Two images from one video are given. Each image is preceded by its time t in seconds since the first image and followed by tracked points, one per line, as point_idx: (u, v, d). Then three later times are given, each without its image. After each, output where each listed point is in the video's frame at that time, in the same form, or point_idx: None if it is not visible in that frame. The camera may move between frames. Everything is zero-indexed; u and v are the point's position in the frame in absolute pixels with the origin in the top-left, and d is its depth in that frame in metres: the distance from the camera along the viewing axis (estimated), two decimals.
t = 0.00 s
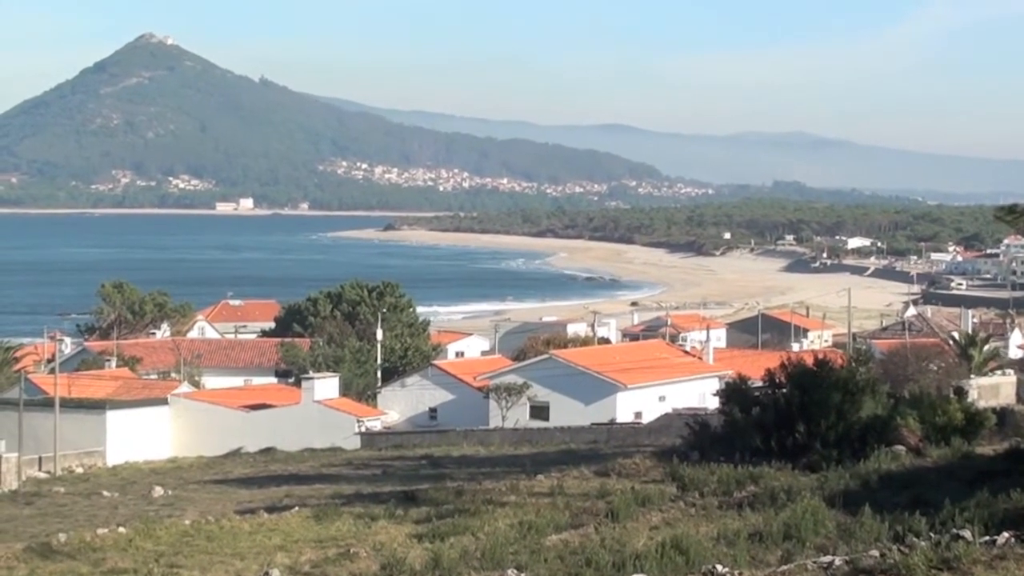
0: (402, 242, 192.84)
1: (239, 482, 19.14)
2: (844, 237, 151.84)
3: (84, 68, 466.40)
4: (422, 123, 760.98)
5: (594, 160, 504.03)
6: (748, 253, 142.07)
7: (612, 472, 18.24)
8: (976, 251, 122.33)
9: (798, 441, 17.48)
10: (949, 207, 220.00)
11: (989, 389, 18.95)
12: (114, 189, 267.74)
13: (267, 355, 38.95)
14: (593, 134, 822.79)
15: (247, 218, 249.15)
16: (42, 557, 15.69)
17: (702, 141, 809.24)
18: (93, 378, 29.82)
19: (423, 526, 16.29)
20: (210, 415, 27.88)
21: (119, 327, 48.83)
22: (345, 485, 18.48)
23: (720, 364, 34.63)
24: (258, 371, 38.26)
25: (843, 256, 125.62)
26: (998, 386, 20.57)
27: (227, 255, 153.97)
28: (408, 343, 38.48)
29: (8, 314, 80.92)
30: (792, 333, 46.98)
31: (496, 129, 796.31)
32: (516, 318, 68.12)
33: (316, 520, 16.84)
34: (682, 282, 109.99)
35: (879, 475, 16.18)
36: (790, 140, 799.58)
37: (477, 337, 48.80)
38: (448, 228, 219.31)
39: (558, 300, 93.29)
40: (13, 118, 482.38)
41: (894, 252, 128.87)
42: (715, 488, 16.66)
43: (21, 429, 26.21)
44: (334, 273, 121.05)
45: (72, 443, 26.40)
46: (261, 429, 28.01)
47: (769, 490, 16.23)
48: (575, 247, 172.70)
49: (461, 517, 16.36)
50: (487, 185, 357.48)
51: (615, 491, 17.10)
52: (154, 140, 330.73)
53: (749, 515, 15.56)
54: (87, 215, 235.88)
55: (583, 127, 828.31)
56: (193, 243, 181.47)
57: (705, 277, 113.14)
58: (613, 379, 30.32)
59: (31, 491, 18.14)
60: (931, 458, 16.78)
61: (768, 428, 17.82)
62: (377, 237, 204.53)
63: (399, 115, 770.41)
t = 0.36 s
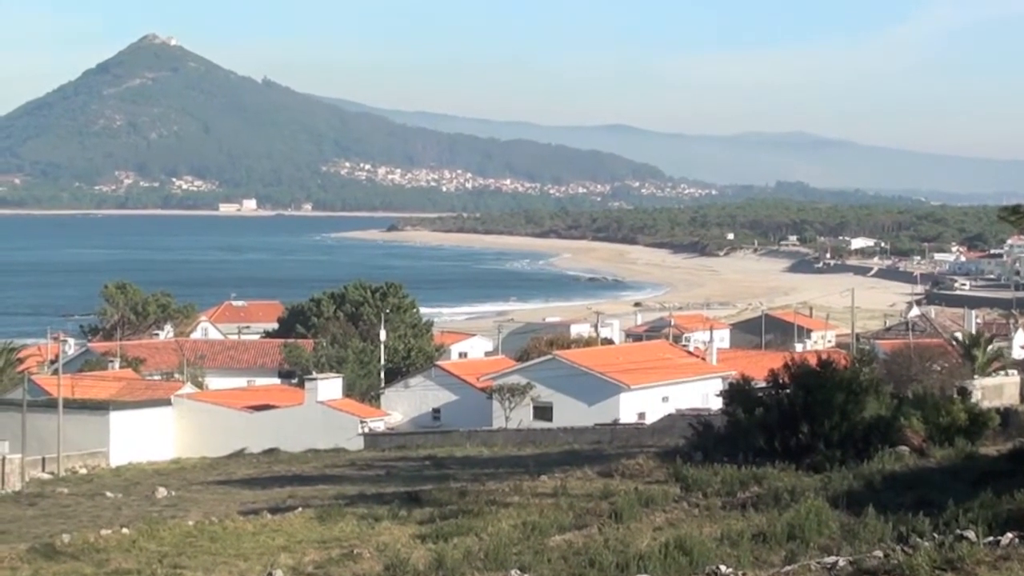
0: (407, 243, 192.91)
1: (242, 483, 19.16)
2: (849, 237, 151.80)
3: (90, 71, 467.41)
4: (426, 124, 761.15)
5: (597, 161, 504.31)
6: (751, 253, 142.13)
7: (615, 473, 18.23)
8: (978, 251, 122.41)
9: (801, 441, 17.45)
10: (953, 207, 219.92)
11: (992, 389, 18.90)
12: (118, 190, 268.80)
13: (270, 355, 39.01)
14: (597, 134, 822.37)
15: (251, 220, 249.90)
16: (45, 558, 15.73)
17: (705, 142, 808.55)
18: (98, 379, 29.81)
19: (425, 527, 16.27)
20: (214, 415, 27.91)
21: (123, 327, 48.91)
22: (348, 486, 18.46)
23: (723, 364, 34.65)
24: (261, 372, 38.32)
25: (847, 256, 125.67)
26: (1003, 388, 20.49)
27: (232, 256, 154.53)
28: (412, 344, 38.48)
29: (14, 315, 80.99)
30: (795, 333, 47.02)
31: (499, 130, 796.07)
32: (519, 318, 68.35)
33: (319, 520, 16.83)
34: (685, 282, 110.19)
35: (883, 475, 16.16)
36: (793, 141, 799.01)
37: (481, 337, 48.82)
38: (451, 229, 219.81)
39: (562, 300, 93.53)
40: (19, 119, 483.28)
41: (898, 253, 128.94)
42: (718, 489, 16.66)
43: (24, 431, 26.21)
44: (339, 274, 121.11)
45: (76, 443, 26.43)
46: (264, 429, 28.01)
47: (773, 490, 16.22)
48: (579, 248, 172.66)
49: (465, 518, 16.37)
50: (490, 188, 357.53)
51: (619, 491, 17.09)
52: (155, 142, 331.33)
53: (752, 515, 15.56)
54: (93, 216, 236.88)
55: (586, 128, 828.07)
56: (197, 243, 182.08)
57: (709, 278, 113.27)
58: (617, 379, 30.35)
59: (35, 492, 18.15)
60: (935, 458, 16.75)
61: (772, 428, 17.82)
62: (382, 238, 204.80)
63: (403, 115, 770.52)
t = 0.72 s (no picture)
0: (410, 245, 193.82)
1: (254, 477, 19.69)
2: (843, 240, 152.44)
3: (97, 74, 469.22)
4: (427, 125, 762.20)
5: (595, 164, 505.10)
6: (747, 255, 142.71)
7: (615, 469, 18.75)
8: (970, 253, 123.19)
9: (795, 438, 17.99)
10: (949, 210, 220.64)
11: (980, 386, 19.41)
12: (132, 192, 269.78)
13: (282, 354, 39.52)
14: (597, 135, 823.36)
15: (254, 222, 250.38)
16: (64, 551, 16.31)
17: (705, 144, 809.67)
18: (113, 378, 30.36)
19: (431, 520, 16.81)
20: (226, 413, 28.43)
21: (138, 328, 49.44)
22: (357, 482, 18.99)
23: (719, 364, 35.18)
24: (273, 371, 38.82)
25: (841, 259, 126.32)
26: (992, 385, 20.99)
27: (236, 257, 154.98)
28: (418, 345, 38.97)
29: (24, 316, 81.58)
30: (787, 333, 47.62)
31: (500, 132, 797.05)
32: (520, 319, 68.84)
33: (329, 514, 17.38)
34: (682, 284, 110.74)
35: (874, 470, 16.68)
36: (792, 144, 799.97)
37: (483, 337, 49.39)
38: (450, 233, 220.54)
39: (563, 300, 93.98)
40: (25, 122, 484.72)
41: (891, 255, 129.69)
42: (714, 484, 17.19)
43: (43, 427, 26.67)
44: (344, 275, 121.74)
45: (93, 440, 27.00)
46: (276, 427, 28.54)
47: (767, 484, 16.76)
48: (579, 250, 173.40)
49: (469, 512, 16.92)
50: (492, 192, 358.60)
51: (619, 486, 17.61)
52: (166, 146, 332.71)
53: (748, 509, 16.09)
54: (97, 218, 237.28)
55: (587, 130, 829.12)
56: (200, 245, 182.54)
57: (705, 280, 113.80)
58: (615, 378, 30.90)
59: (53, 487, 18.70)
60: (925, 454, 17.26)
61: (766, 425, 18.38)
62: (386, 241, 205.72)
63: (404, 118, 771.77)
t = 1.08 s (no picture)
0: (417, 248, 195.24)
1: (268, 471, 20.47)
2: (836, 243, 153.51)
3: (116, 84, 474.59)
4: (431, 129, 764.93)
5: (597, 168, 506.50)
6: (740, 258, 143.84)
7: (614, 462, 19.51)
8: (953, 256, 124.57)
9: (786, 432, 18.79)
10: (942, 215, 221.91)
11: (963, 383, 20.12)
12: (154, 200, 273.74)
13: (297, 352, 40.34)
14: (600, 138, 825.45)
15: (258, 227, 251.93)
16: (87, 541, 17.16)
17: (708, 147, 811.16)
18: (134, 376, 31.15)
19: (438, 511, 17.58)
20: (243, 409, 29.25)
21: (158, 328, 50.34)
22: (367, 475, 19.76)
23: (715, 362, 35.89)
24: (287, 368, 39.65)
25: (834, 262, 127.26)
26: (976, 382, 21.69)
27: (241, 262, 156.36)
28: (427, 344, 39.73)
29: (37, 317, 82.77)
30: (778, 333, 48.33)
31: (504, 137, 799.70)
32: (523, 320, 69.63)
33: (340, 506, 18.14)
34: (679, 285, 111.65)
35: (862, 464, 17.40)
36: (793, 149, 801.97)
37: (488, 336, 50.21)
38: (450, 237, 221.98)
39: (562, 301, 94.86)
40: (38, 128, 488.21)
41: (883, 258, 130.70)
42: (710, 476, 17.92)
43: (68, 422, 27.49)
44: (351, 278, 123.08)
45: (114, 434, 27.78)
46: (289, 422, 29.33)
47: (759, 477, 17.50)
48: (579, 253, 174.54)
49: (474, 503, 17.67)
50: (496, 198, 360.71)
51: (617, 478, 18.37)
52: (185, 155, 337.22)
53: (741, 501, 16.83)
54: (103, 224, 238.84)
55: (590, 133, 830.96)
56: (205, 250, 183.93)
57: (701, 282, 114.75)
58: (614, 374, 31.59)
59: (77, 480, 19.53)
60: (911, 448, 17.91)
61: (759, 421, 19.16)
62: (393, 244, 207.30)
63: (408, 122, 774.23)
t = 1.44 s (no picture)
0: (425, 253, 196.92)
1: (284, 465, 21.30)
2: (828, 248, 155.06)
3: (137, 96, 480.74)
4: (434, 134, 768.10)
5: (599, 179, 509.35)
6: (733, 261, 145.33)
7: (613, 457, 20.33)
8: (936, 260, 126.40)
9: (778, 429, 19.59)
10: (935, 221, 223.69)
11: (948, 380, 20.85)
12: (172, 207, 277.43)
13: (310, 351, 41.24)
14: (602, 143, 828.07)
15: (260, 233, 254.25)
16: (112, 532, 18.02)
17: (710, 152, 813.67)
18: (155, 374, 32.02)
19: (446, 503, 18.39)
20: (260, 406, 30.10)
21: (179, 329, 51.40)
22: (378, 468, 20.58)
23: (709, 360, 36.74)
24: (302, 367, 40.53)
25: (826, 265, 128.51)
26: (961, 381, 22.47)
27: (244, 266, 157.95)
28: (434, 344, 40.67)
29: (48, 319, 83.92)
30: (770, 333, 49.18)
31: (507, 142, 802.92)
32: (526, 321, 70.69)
33: (352, 498, 18.97)
34: (675, 287, 112.86)
35: (851, 458, 18.18)
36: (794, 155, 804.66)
37: (492, 336, 51.14)
38: (449, 241, 223.86)
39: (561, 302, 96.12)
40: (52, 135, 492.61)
41: (875, 261, 132.04)
42: (705, 471, 18.74)
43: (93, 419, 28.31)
44: (358, 281, 124.41)
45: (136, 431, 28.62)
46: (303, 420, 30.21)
47: (752, 470, 18.31)
48: (580, 257, 175.86)
49: (480, 496, 18.49)
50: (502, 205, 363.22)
51: (616, 472, 19.19)
52: (206, 164, 341.96)
53: (735, 494, 17.63)
54: (108, 231, 241.09)
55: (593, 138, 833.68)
56: (207, 255, 185.70)
57: (696, 284, 115.92)
58: (613, 373, 32.40)
59: (101, 474, 20.41)
60: (897, 443, 18.69)
61: (752, 418, 19.98)
62: (403, 248, 209.24)
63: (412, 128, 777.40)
